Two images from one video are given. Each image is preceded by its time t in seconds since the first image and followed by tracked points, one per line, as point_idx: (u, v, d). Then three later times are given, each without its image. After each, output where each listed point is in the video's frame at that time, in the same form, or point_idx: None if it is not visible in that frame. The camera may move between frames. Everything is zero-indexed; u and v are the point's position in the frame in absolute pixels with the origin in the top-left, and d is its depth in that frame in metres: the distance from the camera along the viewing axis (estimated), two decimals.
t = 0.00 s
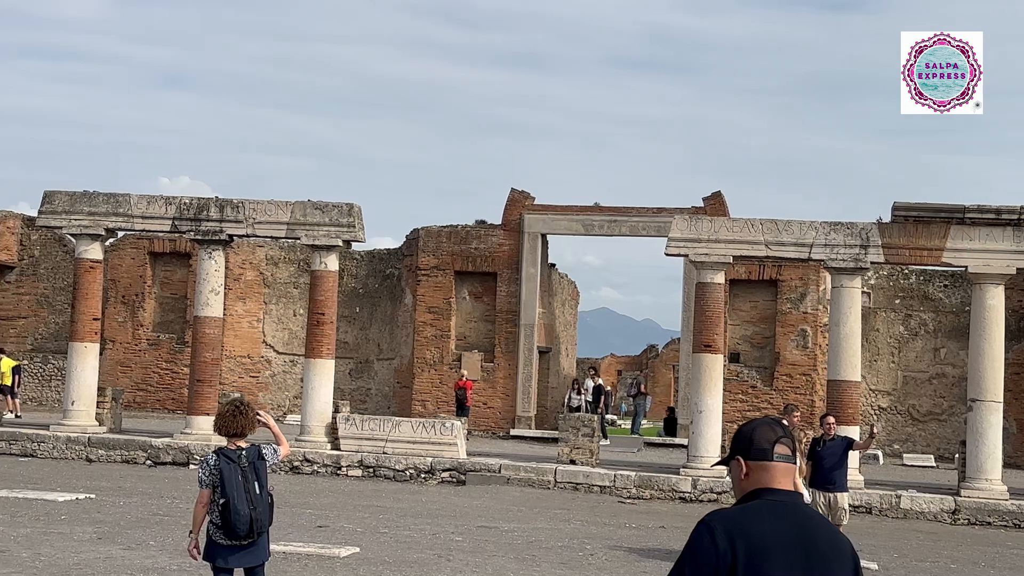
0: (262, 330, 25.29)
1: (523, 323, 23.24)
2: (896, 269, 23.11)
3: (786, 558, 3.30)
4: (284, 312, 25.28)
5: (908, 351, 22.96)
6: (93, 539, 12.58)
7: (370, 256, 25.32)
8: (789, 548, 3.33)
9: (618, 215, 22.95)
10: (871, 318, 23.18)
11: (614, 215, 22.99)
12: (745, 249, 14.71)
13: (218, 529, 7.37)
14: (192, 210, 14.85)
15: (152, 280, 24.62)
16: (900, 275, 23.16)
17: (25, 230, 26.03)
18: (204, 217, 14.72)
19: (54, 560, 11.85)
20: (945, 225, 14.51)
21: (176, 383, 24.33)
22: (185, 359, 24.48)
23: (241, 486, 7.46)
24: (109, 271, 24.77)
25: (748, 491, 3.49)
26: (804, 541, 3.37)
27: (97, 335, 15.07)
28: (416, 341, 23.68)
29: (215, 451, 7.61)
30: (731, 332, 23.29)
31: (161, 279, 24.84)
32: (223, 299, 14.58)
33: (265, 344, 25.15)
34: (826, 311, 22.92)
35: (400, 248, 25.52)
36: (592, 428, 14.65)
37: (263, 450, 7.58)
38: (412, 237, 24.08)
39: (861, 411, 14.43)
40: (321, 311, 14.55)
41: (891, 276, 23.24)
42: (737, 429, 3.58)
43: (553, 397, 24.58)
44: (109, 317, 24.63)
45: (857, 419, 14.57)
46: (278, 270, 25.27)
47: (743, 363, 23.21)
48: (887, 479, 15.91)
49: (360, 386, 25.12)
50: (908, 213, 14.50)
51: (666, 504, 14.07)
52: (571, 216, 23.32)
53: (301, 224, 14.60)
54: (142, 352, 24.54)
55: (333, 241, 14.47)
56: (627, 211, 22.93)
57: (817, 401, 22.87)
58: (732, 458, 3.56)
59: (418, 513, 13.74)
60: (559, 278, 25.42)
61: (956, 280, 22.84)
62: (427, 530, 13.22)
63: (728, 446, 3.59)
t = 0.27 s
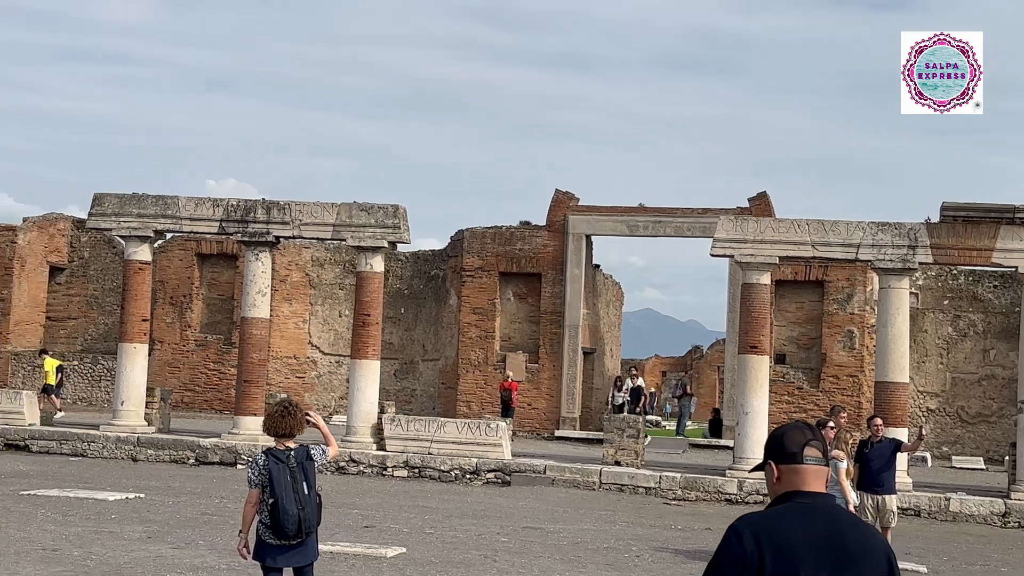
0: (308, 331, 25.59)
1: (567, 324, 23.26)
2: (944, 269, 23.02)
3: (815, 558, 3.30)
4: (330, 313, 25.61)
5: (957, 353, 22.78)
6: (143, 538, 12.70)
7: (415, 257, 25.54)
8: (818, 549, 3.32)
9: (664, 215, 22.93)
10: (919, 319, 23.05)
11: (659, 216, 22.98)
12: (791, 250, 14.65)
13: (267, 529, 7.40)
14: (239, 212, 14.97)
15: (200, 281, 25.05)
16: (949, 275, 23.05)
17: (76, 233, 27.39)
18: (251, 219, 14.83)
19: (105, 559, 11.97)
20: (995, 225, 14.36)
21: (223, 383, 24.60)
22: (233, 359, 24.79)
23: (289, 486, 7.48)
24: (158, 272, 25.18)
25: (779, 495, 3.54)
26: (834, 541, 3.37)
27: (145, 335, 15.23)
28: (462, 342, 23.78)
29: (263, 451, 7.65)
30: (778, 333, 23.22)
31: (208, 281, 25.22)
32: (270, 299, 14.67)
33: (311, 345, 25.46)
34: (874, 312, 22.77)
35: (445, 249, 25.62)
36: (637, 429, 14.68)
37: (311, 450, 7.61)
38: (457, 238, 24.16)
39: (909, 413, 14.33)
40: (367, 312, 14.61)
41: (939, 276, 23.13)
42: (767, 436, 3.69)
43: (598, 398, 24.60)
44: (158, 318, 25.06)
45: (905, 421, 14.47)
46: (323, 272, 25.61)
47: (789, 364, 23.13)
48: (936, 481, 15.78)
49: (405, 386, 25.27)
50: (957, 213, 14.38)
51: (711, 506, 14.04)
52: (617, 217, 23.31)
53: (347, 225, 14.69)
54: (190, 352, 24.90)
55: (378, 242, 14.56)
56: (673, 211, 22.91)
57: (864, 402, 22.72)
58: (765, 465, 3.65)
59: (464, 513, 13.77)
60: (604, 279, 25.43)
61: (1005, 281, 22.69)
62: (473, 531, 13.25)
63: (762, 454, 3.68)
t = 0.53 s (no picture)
0: (354, 332, 26.06)
1: (612, 325, 23.24)
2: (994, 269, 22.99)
3: (832, 553, 3.47)
4: (375, 315, 26.08)
5: (1008, 353, 22.57)
6: (192, 537, 12.78)
7: (461, 258, 25.75)
8: (834, 544, 3.48)
9: (709, 216, 22.86)
10: (970, 320, 22.88)
11: (705, 216, 22.91)
12: (838, 250, 14.56)
13: (315, 529, 7.39)
14: (286, 213, 15.07)
15: (246, 282, 25.43)
16: (999, 275, 23.01)
17: (124, 235, 27.96)
18: (297, 221, 14.92)
19: (154, 557, 12.04)
20: None
21: (269, 384, 25.00)
22: (279, 360, 25.17)
23: (337, 486, 7.47)
24: (205, 274, 25.65)
25: (798, 492, 3.68)
26: (852, 534, 3.52)
27: (193, 336, 15.37)
28: (506, 343, 23.85)
29: (311, 451, 7.66)
30: (824, 334, 23.14)
31: (255, 282, 25.60)
32: (316, 300, 14.73)
33: (357, 347, 25.97)
34: (923, 313, 22.56)
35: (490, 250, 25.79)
36: (683, 430, 14.67)
37: (359, 450, 7.59)
38: (502, 239, 24.22)
39: (959, 415, 14.20)
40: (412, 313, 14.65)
41: (989, 276, 23.10)
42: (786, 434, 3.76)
43: (643, 400, 24.57)
44: (206, 319, 25.54)
45: (955, 422, 14.34)
46: (368, 273, 26.05)
47: (837, 365, 23.02)
48: (988, 484, 15.62)
49: (450, 387, 25.50)
50: (1008, 213, 14.23)
51: (758, 508, 14.00)
52: (662, 218, 23.26)
53: (392, 226, 14.73)
54: (238, 353, 25.28)
55: (424, 243, 14.59)
56: (718, 212, 22.83)
57: (914, 404, 22.51)
58: (785, 462, 3.76)
59: (510, 514, 13.77)
60: (649, 280, 25.40)
61: None
62: (519, 532, 13.23)
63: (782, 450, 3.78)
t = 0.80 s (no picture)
0: (401, 333, 26.19)
1: (658, 325, 23.19)
2: None
3: (854, 546, 3.60)
4: (421, 315, 26.30)
5: None
6: (241, 536, 12.86)
7: (507, 258, 25.74)
8: (857, 538, 3.62)
9: (755, 216, 22.75)
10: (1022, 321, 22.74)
11: (751, 217, 22.80)
12: (887, 250, 14.44)
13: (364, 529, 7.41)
14: (333, 215, 15.15)
15: (294, 283, 25.58)
16: None
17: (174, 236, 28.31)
18: (344, 222, 15.00)
19: (205, 557, 12.12)
20: None
21: (317, 384, 25.20)
22: (326, 361, 25.38)
23: (386, 486, 7.49)
24: (253, 276, 25.84)
25: (826, 488, 3.81)
26: (875, 527, 3.65)
27: (241, 337, 15.48)
28: (552, 343, 23.82)
29: (360, 451, 7.69)
30: (874, 335, 22.95)
31: (303, 283, 25.79)
32: (362, 301, 14.79)
33: (403, 347, 26.03)
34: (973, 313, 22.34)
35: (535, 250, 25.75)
36: (730, 431, 14.60)
37: (407, 451, 7.61)
38: (548, 239, 24.23)
39: (1011, 416, 14.06)
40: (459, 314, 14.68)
41: None
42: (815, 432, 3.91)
43: (689, 401, 24.48)
44: (254, 320, 25.76)
45: (1007, 424, 14.20)
46: (414, 274, 26.07)
47: (886, 366, 22.85)
48: None
49: (496, 388, 25.57)
50: None
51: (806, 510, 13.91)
52: (708, 218, 23.17)
53: (438, 227, 14.76)
54: (285, 353, 25.59)
55: (471, 244, 14.64)
56: (765, 212, 22.72)
57: (964, 405, 22.32)
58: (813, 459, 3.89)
59: (557, 515, 13.75)
60: (695, 280, 25.32)
61: None
62: (566, 532, 13.22)
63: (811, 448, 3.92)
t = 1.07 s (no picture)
0: (448, 334, 26.32)
1: (706, 326, 23.09)
2: None
3: (892, 542, 3.71)
4: (468, 316, 26.22)
5: None
6: (291, 536, 12.93)
7: (553, 259, 25.81)
8: (896, 535, 3.72)
9: (805, 216, 22.61)
10: None
11: (800, 216, 22.65)
12: (939, 250, 14.29)
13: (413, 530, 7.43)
14: (381, 216, 15.21)
15: (341, 284, 25.83)
16: None
17: (224, 237, 28.52)
18: (392, 223, 15.07)
19: (255, 556, 12.18)
20: None
21: (365, 386, 25.40)
22: (374, 362, 25.56)
23: (435, 487, 7.51)
24: (301, 276, 26.09)
25: (863, 486, 3.91)
26: (911, 524, 3.76)
27: (290, 338, 15.57)
28: (600, 344, 23.75)
29: (409, 452, 7.70)
30: (925, 335, 22.73)
31: (350, 284, 26.04)
32: (410, 302, 14.82)
33: (450, 348, 26.22)
34: None
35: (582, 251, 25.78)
36: (779, 433, 14.52)
37: (456, 452, 7.63)
38: (594, 240, 24.20)
39: None
40: (507, 314, 14.69)
41: None
42: (854, 430, 3.99)
43: (737, 402, 24.33)
44: (302, 321, 25.91)
45: None
46: (461, 275, 26.24)
47: (937, 368, 22.64)
48: None
49: (544, 388, 25.64)
50: None
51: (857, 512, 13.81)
52: (756, 218, 23.03)
53: (486, 228, 14.81)
54: (333, 354, 25.77)
55: (518, 245, 14.66)
56: (814, 212, 22.57)
57: (1018, 407, 22.07)
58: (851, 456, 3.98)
59: (605, 516, 13.72)
60: (744, 281, 25.18)
61: None
62: (614, 534, 13.18)
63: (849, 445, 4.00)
